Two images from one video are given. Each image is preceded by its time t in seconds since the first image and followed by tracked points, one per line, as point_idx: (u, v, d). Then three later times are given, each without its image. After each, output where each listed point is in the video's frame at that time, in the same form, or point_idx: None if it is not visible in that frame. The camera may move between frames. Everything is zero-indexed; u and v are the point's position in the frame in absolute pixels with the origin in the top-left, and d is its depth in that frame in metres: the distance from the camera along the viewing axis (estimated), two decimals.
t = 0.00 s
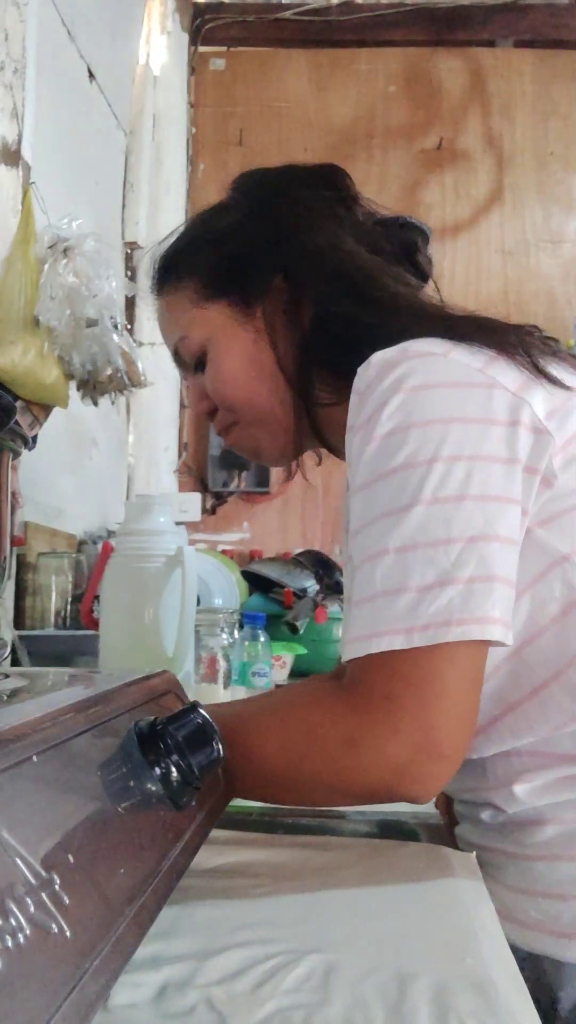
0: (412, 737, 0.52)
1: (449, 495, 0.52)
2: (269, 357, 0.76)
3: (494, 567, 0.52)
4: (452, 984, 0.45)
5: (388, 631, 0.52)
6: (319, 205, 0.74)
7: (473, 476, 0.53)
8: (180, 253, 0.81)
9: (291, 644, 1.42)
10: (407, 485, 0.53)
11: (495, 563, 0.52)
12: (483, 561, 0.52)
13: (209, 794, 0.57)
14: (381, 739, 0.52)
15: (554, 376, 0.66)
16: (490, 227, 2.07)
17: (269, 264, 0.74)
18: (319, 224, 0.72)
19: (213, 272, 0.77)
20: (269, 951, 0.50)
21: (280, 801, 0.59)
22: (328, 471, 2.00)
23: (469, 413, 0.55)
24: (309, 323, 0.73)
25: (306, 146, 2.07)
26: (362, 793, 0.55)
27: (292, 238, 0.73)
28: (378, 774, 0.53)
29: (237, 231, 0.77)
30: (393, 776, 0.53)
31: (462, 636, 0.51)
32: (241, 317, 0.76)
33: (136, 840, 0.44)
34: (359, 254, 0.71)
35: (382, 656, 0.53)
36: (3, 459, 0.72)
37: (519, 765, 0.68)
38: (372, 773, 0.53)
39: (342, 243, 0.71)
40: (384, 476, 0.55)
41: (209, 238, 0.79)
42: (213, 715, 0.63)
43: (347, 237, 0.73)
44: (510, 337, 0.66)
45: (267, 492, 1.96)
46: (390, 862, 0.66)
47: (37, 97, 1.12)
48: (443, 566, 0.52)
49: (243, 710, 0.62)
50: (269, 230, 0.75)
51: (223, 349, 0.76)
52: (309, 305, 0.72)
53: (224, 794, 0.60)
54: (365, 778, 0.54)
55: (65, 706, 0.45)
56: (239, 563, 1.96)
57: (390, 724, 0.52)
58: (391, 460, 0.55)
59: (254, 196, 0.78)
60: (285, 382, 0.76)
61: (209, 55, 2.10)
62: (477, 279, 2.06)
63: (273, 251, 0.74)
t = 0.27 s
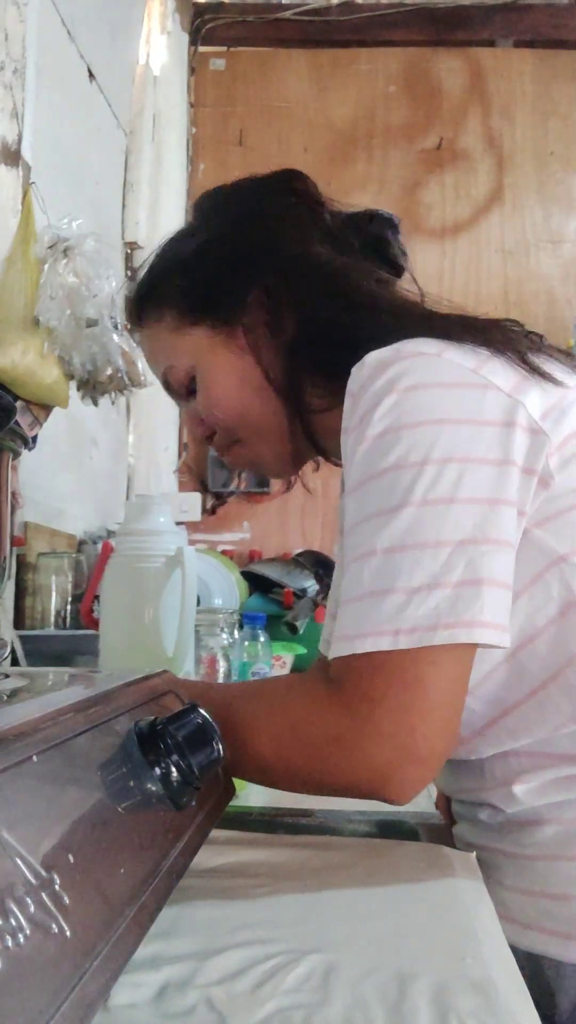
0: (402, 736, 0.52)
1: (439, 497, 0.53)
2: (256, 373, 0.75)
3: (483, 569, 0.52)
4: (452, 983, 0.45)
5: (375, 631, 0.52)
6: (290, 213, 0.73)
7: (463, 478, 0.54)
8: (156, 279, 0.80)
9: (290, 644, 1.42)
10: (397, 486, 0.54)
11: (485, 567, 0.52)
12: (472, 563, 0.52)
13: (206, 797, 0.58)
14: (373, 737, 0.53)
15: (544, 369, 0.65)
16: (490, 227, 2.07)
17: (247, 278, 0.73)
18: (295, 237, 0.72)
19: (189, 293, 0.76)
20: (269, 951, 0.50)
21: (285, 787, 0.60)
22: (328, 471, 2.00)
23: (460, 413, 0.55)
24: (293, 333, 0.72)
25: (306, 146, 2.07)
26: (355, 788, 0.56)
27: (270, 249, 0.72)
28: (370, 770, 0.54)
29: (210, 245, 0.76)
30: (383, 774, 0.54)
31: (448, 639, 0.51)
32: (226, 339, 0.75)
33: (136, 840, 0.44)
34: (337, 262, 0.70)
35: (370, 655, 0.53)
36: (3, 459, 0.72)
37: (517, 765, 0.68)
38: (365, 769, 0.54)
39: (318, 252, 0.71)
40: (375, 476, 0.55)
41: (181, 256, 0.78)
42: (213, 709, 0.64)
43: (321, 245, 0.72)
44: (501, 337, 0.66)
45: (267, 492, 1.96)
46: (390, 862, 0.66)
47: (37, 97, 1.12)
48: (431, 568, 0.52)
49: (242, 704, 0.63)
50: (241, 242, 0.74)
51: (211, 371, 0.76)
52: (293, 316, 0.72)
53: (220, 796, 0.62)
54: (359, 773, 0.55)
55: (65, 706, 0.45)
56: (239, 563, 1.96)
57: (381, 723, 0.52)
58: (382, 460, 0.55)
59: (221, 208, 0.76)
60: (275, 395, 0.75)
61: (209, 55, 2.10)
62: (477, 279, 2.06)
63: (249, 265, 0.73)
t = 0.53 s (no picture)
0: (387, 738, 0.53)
1: (425, 499, 0.53)
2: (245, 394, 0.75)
3: (468, 572, 0.52)
4: (452, 984, 0.45)
5: (359, 632, 0.53)
6: (261, 235, 0.73)
7: (449, 481, 0.54)
8: (139, 311, 0.81)
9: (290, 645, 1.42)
10: (384, 488, 0.54)
11: (471, 570, 0.52)
12: (456, 565, 0.52)
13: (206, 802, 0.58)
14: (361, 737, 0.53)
15: (533, 367, 0.65)
16: (490, 227, 2.07)
17: (228, 304, 0.74)
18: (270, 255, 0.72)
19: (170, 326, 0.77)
20: (269, 951, 0.50)
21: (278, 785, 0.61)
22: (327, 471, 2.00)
23: (447, 415, 0.56)
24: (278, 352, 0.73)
25: (306, 146, 2.07)
26: (344, 788, 0.56)
27: (248, 274, 0.73)
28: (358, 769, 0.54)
29: (188, 276, 0.77)
30: (368, 776, 0.54)
31: (430, 641, 0.51)
32: (213, 366, 0.76)
33: (137, 840, 0.44)
34: (315, 278, 0.71)
35: (355, 657, 0.53)
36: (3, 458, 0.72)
37: (516, 766, 0.68)
38: (353, 768, 0.55)
39: (295, 270, 0.71)
40: (364, 478, 0.56)
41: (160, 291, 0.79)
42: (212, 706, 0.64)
43: (295, 261, 0.72)
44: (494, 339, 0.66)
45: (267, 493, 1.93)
46: (389, 862, 0.66)
47: (37, 98, 1.12)
48: (416, 571, 0.52)
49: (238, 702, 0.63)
50: (217, 271, 0.75)
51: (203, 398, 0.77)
52: (277, 335, 0.72)
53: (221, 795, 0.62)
54: (347, 773, 0.55)
55: (66, 706, 0.45)
56: (239, 563, 1.96)
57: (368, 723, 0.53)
58: (372, 460, 0.55)
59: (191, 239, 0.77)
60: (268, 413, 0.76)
61: (210, 55, 2.10)
62: (477, 279, 2.06)
63: (229, 291, 0.74)
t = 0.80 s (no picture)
0: (399, 747, 0.53)
1: (430, 506, 0.53)
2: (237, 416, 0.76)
3: (478, 577, 0.52)
4: (453, 984, 0.45)
5: (369, 641, 0.53)
6: (246, 256, 0.74)
7: (456, 487, 0.54)
8: (129, 338, 0.81)
9: (290, 645, 1.42)
10: (390, 497, 0.54)
11: (480, 575, 0.53)
12: (466, 570, 0.52)
13: (205, 808, 0.57)
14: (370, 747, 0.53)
15: (524, 369, 0.65)
16: (490, 226, 2.07)
17: (212, 326, 0.74)
18: (250, 276, 0.73)
19: (160, 352, 0.78)
20: (269, 951, 0.50)
21: (284, 791, 0.61)
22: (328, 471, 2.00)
23: (450, 421, 0.56)
24: (265, 369, 0.72)
25: (306, 146, 2.07)
26: (353, 797, 0.56)
27: (232, 294, 0.73)
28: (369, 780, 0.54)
29: (174, 303, 0.77)
30: (381, 785, 0.54)
31: (445, 647, 0.51)
32: (202, 387, 0.76)
33: (137, 840, 0.44)
34: (295, 294, 0.71)
35: (366, 666, 0.53)
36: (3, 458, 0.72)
37: (518, 767, 0.68)
38: (362, 779, 0.54)
39: (278, 288, 0.72)
40: (366, 488, 0.55)
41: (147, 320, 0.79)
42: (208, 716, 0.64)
43: (281, 278, 0.73)
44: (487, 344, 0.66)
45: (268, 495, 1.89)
46: (389, 862, 0.66)
47: (37, 97, 1.12)
48: (426, 580, 0.52)
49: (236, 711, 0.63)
50: (203, 295, 0.75)
51: (195, 421, 0.77)
52: (261, 355, 0.72)
53: (220, 797, 0.61)
54: (357, 782, 0.55)
55: (66, 706, 0.45)
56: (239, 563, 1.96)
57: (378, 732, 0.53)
58: (373, 469, 0.55)
59: (177, 267, 0.78)
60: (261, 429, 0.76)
61: (210, 55, 2.10)
62: (477, 278, 2.06)
63: (212, 313, 0.74)
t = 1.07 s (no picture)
0: (400, 750, 0.53)
1: (428, 510, 0.53)
2: (232, 423, 0.76)
3: (477, 580, 0.52)
4: (452, 984, 0.45)
5: (369, 645, 0.53)
6: (237, 263, 0.75)
7: (455, 491, 0.54)
8: (123, 346, 0.81)
9: (290, 646, 1.42)
10: (389, 501, 0.54)
11: (479, 578, 0.53)
12: (466, 573, 0.52)
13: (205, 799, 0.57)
14: (370, 751, 0.53)
15: (519, 370, 0.65)
16: (490, 226, 2.07)
17: (205, 333, 0.74)
18: (243, 283, 0.73)
19: (154, 359, 0.77)
20: (268, 951, 0.50)
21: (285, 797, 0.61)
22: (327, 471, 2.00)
23: (447, 424, 0.56)
24: (258, 377, 0.73)
25: (306, 146, 2.07)
26: (353, 801, 0.56)
27: (224, 301, 0.73)
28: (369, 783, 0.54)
29: (165, 310, 0.77)
30: (382, 790, 0.54)
31: (446, 650, 0.52)
32: (194, 397, 0.76)
33: (137, 840, 0.44)
34: (285, 299, 0.71)
35: (366, 671, 0.53)
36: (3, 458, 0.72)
37: (517, 768, 0.68)
38: (363, 783, 0.54)
39: (267, 294, 0.72)
40: (364, 492, 0.56)
41: (139, 325, 0.79)
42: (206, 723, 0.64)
43: (270, 285, 0.73)
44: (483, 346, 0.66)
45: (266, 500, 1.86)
46: (389, 862, 0.66)
47: (37, 98, 1.12)
48: (426, 583, 0.52)
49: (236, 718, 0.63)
50: (193, 301, 0.75)
51: (189, 427, 0.77)
52: (253, 361, 0.73)
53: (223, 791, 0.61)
54: (357, 787, 0.55)
55: (66, 706, 0.45)
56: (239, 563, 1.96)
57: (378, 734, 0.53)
58: (371, 474, 0.55)
59: (167, 276, 0.78)
60: (256, 436, 0.76)
61: (210, 55, 2.10)
62: (477, 278, 2.06)
63: (203, 320, 0.74)
